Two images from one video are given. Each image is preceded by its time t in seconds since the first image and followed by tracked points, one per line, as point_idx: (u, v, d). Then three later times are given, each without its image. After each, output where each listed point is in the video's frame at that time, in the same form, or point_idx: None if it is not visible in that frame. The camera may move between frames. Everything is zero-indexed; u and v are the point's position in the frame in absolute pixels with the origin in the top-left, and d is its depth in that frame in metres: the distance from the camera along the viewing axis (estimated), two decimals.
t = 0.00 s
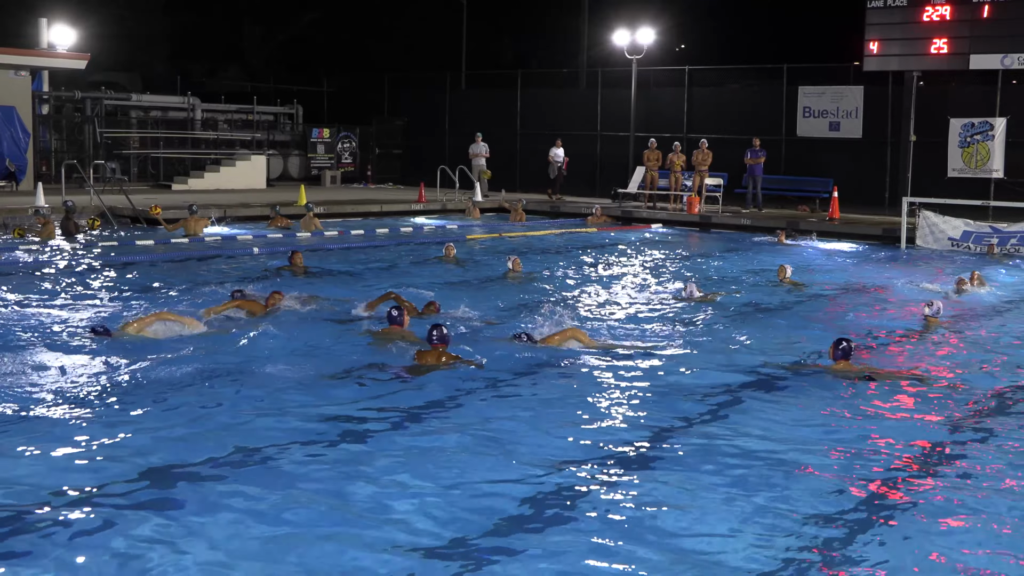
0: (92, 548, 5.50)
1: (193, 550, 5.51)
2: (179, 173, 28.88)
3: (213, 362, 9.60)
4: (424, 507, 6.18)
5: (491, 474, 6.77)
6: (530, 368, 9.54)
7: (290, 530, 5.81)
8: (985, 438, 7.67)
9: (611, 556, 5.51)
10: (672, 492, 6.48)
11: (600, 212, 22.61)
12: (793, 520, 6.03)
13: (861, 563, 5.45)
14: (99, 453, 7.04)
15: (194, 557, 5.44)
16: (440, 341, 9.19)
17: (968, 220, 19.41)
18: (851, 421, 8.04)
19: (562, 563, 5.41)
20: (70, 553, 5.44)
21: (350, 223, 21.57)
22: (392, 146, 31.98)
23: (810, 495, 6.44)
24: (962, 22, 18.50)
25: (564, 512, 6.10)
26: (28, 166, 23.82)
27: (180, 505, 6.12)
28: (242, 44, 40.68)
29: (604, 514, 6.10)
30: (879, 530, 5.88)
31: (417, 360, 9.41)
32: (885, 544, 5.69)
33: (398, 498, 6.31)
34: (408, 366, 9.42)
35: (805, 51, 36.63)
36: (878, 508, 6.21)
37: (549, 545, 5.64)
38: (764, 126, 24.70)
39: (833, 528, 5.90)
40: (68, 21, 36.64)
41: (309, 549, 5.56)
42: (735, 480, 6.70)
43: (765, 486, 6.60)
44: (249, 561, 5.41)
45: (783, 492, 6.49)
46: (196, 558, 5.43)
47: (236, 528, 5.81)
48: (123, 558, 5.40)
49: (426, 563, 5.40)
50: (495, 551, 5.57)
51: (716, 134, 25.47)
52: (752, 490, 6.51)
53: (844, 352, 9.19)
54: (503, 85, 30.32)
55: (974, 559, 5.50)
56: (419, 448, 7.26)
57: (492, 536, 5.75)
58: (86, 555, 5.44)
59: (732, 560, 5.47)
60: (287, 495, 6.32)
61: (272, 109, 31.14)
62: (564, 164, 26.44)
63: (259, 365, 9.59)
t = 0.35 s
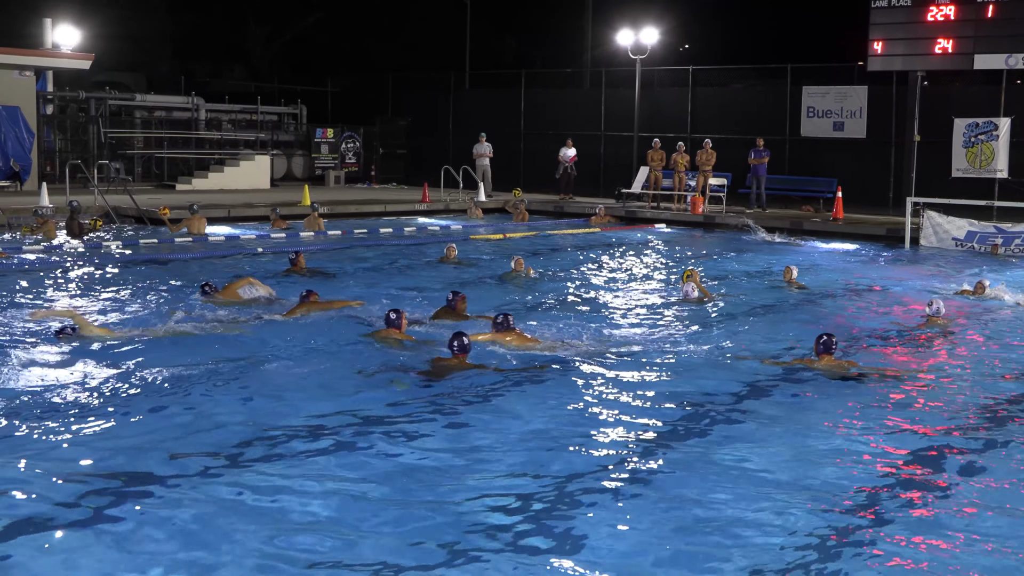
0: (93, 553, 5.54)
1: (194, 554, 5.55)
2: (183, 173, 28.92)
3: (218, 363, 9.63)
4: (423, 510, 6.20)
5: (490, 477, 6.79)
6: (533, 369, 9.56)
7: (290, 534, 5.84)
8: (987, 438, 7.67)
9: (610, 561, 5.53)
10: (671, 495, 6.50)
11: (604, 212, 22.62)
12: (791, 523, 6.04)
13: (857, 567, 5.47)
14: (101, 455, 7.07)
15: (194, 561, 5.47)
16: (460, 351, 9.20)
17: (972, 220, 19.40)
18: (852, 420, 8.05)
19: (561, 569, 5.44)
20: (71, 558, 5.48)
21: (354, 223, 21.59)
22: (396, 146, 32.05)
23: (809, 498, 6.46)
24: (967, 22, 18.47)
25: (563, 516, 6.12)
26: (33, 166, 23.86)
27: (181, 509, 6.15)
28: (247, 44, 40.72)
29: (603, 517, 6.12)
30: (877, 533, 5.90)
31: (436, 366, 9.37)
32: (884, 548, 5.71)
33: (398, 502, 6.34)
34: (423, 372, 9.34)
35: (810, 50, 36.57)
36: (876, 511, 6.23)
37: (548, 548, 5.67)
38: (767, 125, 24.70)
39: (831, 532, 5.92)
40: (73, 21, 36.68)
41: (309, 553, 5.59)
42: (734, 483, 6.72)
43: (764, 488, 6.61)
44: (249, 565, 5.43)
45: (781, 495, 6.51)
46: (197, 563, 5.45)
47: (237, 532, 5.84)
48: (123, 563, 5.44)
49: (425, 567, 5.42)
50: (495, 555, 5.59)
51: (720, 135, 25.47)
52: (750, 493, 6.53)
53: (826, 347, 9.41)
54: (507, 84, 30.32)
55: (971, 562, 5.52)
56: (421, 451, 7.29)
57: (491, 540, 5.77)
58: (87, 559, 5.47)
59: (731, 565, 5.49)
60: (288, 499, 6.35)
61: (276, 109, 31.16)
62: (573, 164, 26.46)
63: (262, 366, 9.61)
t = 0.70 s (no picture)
0: (95, 545, 5.51)
1: (196, 547, 5.53)
2: (184, 173, 28.92)
3: (220, 363, 9.62)
4: (426, 505, 6.18)
5: (492, 473, 6.77)
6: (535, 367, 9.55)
7: (292, 527, 5.81)
8: (991, 437, 7.65)
9: (613, 554, 5.51)
10: (675, 490, 6.48)
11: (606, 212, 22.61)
12: (794, 518, 6.02)
13: (860, 560, 5.44)
14: (103, 453, 7.05)
15: (195, 554, 5.45)
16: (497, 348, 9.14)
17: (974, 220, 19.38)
18: (855, 419, 8.04)
19: (565, 561, 5.41)
20: (72, 550, 5.45)
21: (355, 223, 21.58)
22: (398, 146, 32.14)
23: (812, 493, 6.43)
24: (969, 22, 18.46)
25: (567, 510, 6.10)
26: (35, 165, 23.88)
27: (183, 503, 6.13)
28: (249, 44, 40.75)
29: (606, 511, 6.10)
30: (881, 527, 5.87)
31: (471, 364, 9.31)
32: (888, 541, 5.68)
33: (400, 497, 6.31)
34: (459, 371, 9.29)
35: (811, 51, 36.57)
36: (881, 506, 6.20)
37: (551, 542, 5.64)
38: (770, 126, 24.68)
39: (835, 526, 5.89)
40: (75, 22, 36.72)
41: (311, 546, 5.56)
42: (737, 479, 6.70)
43: (767, 484, 6.59)
44: (252, 557, 5.41)
45: (784, 490, 6.48)
46: (199, 556, 5.43)
47: (240, 525, 5.82)
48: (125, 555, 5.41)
49: (427, 560, 5.40)
50: (498, 548, 5.57)
51: (722, 135, 25.45)
52: (753, 488, 6.51)
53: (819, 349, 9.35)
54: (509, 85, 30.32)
55: (976, 555, 5.49)
56: (423, 447, 7.27)
57: (494, 534, 5.75)
58: (89, 552, 5.45)
59: (735, 557, 5.46)
60: (289, 493, 6.33)
61: (278, 109, 31.19)
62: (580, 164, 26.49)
63: (264, 365, 9.61)
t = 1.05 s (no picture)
0: (102, 549, 5.52)
1: (203, 551, 5.53)
2: (190, 173, 28.92)
3: (226, 362, 9.67)
4: (432, 508, 6.18)
5: (498, 475, 6.77)
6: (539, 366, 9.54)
7: (299, 530, 5.82)
8: (997, 438, 7.64)
9: (620, 558, 5.50)
10: (680, 489, 6.51)
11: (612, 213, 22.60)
12: (801, 521, 6.01)
13: (867, 565, 5.44)
14: (109, 452, 7.06)
15: (203, 557, 5.45)
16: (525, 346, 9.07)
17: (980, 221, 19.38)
18: (860, 420, 8.03)
19: (572, 565, 5.41)
20: (79, 554, 5.46)
21: (361, 223, 21.59)
22: (403, 146, 31.92)
23: (818, 496, 6.43)
24: (974, 22, 18.44)
25: (573, 513, 6.10)
26: (41, 165, 23.89)
27: (189, 506, 6.14)
28: (254, 44, 40.80)
29: (613, 514, 6.10)
30: (889, 532, 5.86)
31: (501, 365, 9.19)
32: (895, 546, 5.67)
33: (406, 498, 6.32)
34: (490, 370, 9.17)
35: (815, 52, 36.58)
36: (887, 509, 6.19)
37: (557, 545, 5.64)
38: (774, 126, 24.68)
39: (841, 530, 5.88)
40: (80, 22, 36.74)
41: (318, 550, 5.57)
42: (743, 480, 6.69)
43: (773, 486, 6.59)
44: (260, 562, 5.41)
45: (791, 493, 6.48)
46: (207, 560, 5.43)
47: (247, 529, 5.82)
48: (132, 559, 5.42)
49: (435, 565, 5.40)
50: (504, 552, 5.57)
51: (728, 135, 25.43)
52: (759, 490, 6.51)
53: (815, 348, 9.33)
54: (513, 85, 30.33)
55: (983, 560, 5.48)
56: (428, 448, 7.27)
57: (501, 537, 5.76)
58: (97, 555, 5.46)
59: (742, 562, 5.46)
60: (296, 496, 6.35)
61: (283, 109, 31.21)
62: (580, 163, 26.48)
63: (269, 365, 9.62)
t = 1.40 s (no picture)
0: (106, 554, 5.54)
1: (206, 555, 5.55)
2: (193, 173, 28.92)
3: (229, 363, 9.69)
4: (433, 511, 6.19)
5: (500, 478, 6.78)
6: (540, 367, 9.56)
7: (301, 533, 5.83)
8: (1000, 438, 7.65)
9: (619, 561, 5.52)
10: (683, 492, 6.53)
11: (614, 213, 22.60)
12: (801, 522, 6.04)
13: (870, 565, 5.45)
14: (110, 456, 7.07)
15: (205, 563, 5.46)
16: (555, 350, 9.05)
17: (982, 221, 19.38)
18: (862, 421, 8.03)
19: (572, 568, 5.43)
20: (81, 559, 5.47)
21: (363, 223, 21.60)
22: (406, 146, 32.03)
23: (819, 498, 6.43)
24: (978, 22, 18.41)
25: (573, 516, 6.10)
26: (43, 165, 23.90)
27: (192, 510, 6.14)
28: (257, 44, 40.85)
29: (615, 517, 6.11)
30: (889, 532, 5.88)
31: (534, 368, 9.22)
32: (894, 546, 5.68)
33: (407, 502, 6.33)
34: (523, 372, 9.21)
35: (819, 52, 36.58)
36: (886, 511, 6.20)
37: (558, 548, 5.65)
38: (777, 126, 24.67)
39: (843, 531, 5.89)
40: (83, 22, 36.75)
41: (321, 553, 5.58)
42: (744, 483, 6.70)
43: (774, 488, 6.59)
44: (261, 565, 5.43)
45: (792, 494, 6.49)
46: (209, 563, 5.45)
47: (250, 532, 5.83)
48: (136, 563, 5.44)
49: (436, 567, 5.42)
50: (506, 553, 5.58)
51: (731, 135, 25.40)
52: (760, 493, 6.51)
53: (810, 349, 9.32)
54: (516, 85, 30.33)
55: (983, 558, 5.50)
56: (430, 451, 7.27)
57: (501, 539, 5.77)
58: (101, 559, 5.48)
59: (744, 564, 5.46)
60: (299, 499, 6.35)
61: (286, 109, 31.23)
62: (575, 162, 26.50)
63: (270, 366, 9.61)
